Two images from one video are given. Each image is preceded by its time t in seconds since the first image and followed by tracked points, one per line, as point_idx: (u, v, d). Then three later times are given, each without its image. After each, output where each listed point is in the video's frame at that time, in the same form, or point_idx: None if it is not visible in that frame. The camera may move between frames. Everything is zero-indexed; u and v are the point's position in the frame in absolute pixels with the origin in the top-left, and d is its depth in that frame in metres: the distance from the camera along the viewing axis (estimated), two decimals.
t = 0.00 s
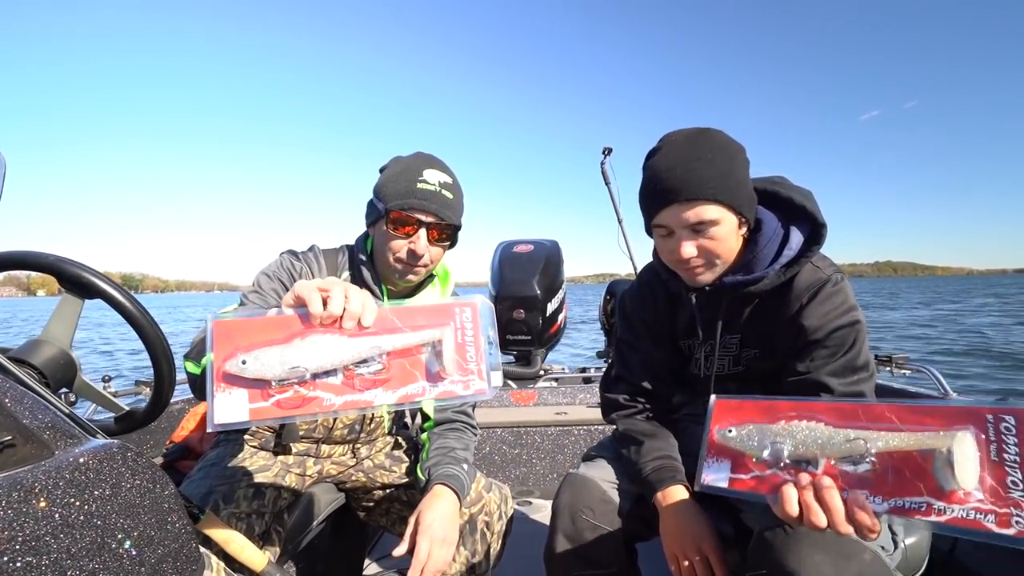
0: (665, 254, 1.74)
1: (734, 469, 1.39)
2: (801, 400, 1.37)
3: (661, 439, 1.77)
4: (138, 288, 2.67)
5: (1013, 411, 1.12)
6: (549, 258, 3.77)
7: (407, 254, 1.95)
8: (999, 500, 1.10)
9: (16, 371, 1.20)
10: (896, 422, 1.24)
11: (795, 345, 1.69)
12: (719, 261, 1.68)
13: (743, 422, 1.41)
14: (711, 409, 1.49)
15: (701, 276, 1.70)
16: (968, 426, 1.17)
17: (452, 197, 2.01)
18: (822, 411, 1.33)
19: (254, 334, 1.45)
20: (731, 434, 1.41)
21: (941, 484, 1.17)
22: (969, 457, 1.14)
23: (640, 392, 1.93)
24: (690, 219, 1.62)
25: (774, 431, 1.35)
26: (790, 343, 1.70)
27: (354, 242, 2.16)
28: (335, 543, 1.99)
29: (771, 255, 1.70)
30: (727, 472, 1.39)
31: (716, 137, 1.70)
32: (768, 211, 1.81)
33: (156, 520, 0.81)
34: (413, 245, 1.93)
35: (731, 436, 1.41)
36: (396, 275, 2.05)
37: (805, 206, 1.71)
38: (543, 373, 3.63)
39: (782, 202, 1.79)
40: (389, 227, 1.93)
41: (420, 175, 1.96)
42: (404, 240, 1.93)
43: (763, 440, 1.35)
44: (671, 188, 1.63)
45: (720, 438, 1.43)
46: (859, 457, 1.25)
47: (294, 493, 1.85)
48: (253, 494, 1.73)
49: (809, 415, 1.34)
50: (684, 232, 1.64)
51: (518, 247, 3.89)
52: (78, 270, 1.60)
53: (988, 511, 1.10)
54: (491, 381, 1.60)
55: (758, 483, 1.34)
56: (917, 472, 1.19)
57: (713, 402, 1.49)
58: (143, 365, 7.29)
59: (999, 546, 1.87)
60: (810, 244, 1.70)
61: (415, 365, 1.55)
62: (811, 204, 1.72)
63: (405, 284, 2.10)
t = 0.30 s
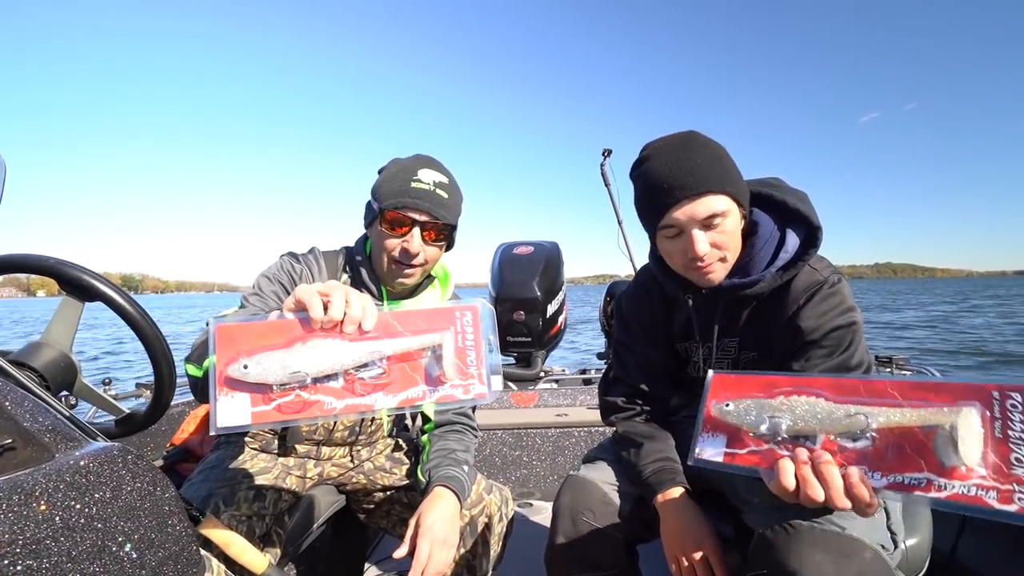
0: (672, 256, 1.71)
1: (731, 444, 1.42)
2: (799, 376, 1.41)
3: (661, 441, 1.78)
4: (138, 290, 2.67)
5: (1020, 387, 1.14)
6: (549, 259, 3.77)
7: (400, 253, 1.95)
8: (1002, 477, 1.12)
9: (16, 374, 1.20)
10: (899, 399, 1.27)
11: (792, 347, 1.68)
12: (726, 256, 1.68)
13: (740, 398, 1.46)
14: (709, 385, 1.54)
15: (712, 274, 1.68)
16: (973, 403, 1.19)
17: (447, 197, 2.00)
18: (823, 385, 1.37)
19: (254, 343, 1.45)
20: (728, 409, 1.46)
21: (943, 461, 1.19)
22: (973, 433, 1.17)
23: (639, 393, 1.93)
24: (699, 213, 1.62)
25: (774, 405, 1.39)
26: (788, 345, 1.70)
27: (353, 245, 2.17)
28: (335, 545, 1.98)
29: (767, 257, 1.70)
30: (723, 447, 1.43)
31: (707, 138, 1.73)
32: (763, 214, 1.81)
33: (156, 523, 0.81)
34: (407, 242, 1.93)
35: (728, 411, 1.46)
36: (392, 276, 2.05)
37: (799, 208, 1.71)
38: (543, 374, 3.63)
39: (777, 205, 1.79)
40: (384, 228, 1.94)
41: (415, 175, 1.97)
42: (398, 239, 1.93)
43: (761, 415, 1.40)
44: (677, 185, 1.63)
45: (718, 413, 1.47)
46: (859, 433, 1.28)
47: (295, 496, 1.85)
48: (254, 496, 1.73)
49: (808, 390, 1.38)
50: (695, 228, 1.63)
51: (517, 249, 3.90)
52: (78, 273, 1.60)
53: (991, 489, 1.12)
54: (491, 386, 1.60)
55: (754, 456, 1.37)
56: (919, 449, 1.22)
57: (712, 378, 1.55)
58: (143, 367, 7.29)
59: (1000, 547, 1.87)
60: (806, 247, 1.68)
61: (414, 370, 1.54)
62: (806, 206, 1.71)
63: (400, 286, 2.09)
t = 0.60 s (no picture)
0: (667, 252, 1.70)
1: (706, 438, 1.46)
2: (762, 359, 1.47)
3: (661, 441, 1.78)
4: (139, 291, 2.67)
5: (964, 339, 1.28)
6: (549, 260, 3.77)
7: (396, 255, 1.95)
8: (964, 425, 1.24)
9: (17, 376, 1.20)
10: (859, 364, 1.37)
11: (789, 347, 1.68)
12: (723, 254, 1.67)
13: (707, 391, 1.49)
14: (671, 380, 1.55)
15: (706, 272, 1.67)
16: (928, 360, 1.31)
17: (442, 199, 1.99)
18: (786, 364, 1.44)
19: (261, 337, 1.45)
20: (698, 404, 1.47)
21: (912, 421, 1.29)
22: (933, 389, 1.28)
23: (638, 393, 1.93)
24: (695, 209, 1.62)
25: (742, 393, 1.44)
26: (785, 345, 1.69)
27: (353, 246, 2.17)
28: (336, 547, 1.98)
29: (763, 258, 1.70)
30: (699, 442, 1.46)
31: (706, 138, 1.73)
32: (760, 214, 1.80)
33: (156, 525, 0.81)
34: (402, 247, 1.93)
35: (698, 407, 1.48)
36: (390, 277, 2.05)
37: (795, 209, 1.71)
38: (543, 375, 3.63)
39: (773, 206, 1.78)
40: (380, 230, 1.94)
41: (410, 176, 1.97)
42: (394, 242, 1.94)
43: (734, 406, 1.43)
44: (675, 182, 1.63)
45: (687, 409, 1.49)
46: (828, 407, 1.36)
47: (295, 498, 1.85)
48: (255, 498, 1.73)
49: (779, 370, 1.44)
50: (691, 224, 1.63)
51: (518, 250, 3.90)
52: (78, 274, 1.61)
53: (959, 439, 1.24)
54: (492, 384, 1.60)
55: (734, 447, 1.41)
56: (887, 412, 1.32)
57: (670, 371, 1.55)
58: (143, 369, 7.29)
59: (1002, 547, 1.87)
60: (801, 249, 1.68)
61: (415, 368, 1.55)
62: (802, 208, 1.71)
63: (399, 287, 2.08)
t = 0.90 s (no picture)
0: (662, 254, 1.71)
1: (701, 417, 1.47)
2: (757, 338, 1.46)
3: (661, 440, 1.77)
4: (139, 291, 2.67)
5: (954, 318, 1.30)
6: (549, 259, 3.77)
7: (390, 253, 1.95)
8: (954, 402, 1.26)
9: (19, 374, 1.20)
10: (851, 344, 1.38)
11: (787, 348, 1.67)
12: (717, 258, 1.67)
13: (702, 370, 1.50)
14: (667, 362, 1.56)
15: (701, 275, 1.68)
16: (919, 339, 1.32)
17: (434, 195, 1.99)
18: (780, 344, 1.44)
19: (265, 340, 1.46)
20: (694, 384, 1.48)
21: (902, 398, 1.30)
22: (923, 366, 1.30)
23: (639, 392, 1.93)
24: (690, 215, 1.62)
25: (737, 373, 1.44)
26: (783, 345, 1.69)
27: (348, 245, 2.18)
28: (336, 546, 1.98)
29: (760, 259, 1.70)
30: (693, 421, 1.47)
31: (702, 141, 1.73)
32: (758, 216, 1.80)
33: (157, 524, 0.81)
34: (396, 245, 1.93)
35: (693, 386, 1.48)
36: (385, 274, 2.04)
37: (794, 212, 1.69)
38: (544, 375, 3.63)
39: (772, 208, 1.77)
40: (373, 228, 1.94)
41: (401, 174, 1.96)
42: (387, 240, 1.93)
43: (728, 386, 1.43)
44: (669, 185, 1.63)
45: (682, 390, 1.49)
46: (821, 384, 1.36)
47: (297, 496, 1.87)
48: (255, 496, 1.73)
49: (774, 350, 1.44)
50: (685, 228, 1.63)
51: (518, 249, 3.90)
52: (79, 273, 1.61)
53: (948, 415, 1.26)
54: (488, 377, 1.57)
55: (729, 425, 1.41)
56: (879, 389, 1.33)
57: (667, 353, 1.57)
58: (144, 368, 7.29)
59: (1002, 548, 1.86)
60: (798, 250, 1.67)
61: (411, 364, 1.54)
62: (801, 211, 1.69)
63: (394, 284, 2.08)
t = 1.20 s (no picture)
0: (662, 252, 1.70)
1: (691, 399, 1.46)
2: (745, 318, 1.45)
3: (660, 439, 1.77)
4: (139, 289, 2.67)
5: (945, 292, 1.28)
6: (550, 259, 3.76)
7: (390, 252, 1.93)
8: (941, 378, 1.27)
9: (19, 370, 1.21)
10: (842, 321, 1.37)
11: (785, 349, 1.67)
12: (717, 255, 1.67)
13: (691, 353, 1.49)
14: (653, 341, 1.53)
15: (700, 271, 1.67)
16: (909, 316, 1.31)
17: (433, 193, 2.01)
18: (771, 323, 1.43)
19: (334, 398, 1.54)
20: (683, 368, 1.47)
21: (892, 374, 1.31)
22: (913, 343, 1.30)
23: (638, 392, 1.93)
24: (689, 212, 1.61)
25: (727, 355, 1.43)
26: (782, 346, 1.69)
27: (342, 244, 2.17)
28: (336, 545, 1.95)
29: (759, 258, 1.70)
30: (684, 403, 1.47)
31: (700, 138, 1.73)
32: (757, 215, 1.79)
33: (156, 520, 0.81)
34: (396, 243, 1.93)
35: (682, 370, 1.47)
36: (383, 272, 2.01)
37: (792, 211, 1.69)
38: (544, 373, 3.63)
39: (772, 208, 1.76)
40: (372, 228, 1.94)
41: (399, 172, 1.97)
42: (386, 239, 1.93)
43: (718, 368, 1.43)
44: (669, 183, 1.63)
45: (672, 372, 1.48)
46: (811, 363, 1.36)
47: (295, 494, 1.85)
48: (254, 494, 1.73)
49: (763, 330, 1.43)
50: (684, 224, 1.62)
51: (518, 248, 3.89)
52: (79, 270, 1.60)
53: (935, 391, 1.27)
54: (521, 422, 1.61)
55: (717, 407, 1.42)
56: (868, 367, 1.33)
57: (652, 332, 1.54)
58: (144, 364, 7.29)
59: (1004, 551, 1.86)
60: (797, 249, 1.68)
61: (457, 415, 1.59)
62: (797, 210, 1.69)
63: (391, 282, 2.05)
